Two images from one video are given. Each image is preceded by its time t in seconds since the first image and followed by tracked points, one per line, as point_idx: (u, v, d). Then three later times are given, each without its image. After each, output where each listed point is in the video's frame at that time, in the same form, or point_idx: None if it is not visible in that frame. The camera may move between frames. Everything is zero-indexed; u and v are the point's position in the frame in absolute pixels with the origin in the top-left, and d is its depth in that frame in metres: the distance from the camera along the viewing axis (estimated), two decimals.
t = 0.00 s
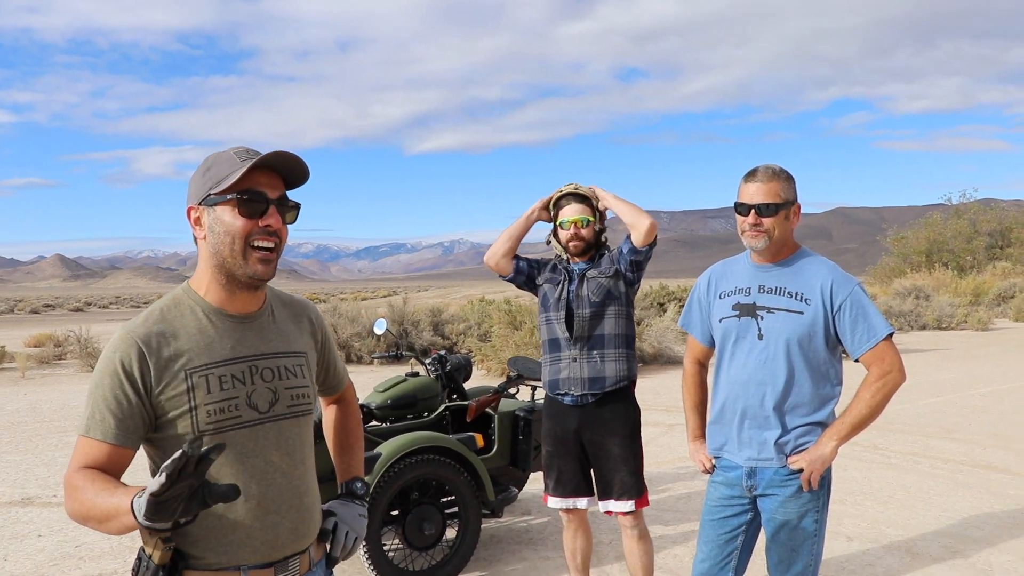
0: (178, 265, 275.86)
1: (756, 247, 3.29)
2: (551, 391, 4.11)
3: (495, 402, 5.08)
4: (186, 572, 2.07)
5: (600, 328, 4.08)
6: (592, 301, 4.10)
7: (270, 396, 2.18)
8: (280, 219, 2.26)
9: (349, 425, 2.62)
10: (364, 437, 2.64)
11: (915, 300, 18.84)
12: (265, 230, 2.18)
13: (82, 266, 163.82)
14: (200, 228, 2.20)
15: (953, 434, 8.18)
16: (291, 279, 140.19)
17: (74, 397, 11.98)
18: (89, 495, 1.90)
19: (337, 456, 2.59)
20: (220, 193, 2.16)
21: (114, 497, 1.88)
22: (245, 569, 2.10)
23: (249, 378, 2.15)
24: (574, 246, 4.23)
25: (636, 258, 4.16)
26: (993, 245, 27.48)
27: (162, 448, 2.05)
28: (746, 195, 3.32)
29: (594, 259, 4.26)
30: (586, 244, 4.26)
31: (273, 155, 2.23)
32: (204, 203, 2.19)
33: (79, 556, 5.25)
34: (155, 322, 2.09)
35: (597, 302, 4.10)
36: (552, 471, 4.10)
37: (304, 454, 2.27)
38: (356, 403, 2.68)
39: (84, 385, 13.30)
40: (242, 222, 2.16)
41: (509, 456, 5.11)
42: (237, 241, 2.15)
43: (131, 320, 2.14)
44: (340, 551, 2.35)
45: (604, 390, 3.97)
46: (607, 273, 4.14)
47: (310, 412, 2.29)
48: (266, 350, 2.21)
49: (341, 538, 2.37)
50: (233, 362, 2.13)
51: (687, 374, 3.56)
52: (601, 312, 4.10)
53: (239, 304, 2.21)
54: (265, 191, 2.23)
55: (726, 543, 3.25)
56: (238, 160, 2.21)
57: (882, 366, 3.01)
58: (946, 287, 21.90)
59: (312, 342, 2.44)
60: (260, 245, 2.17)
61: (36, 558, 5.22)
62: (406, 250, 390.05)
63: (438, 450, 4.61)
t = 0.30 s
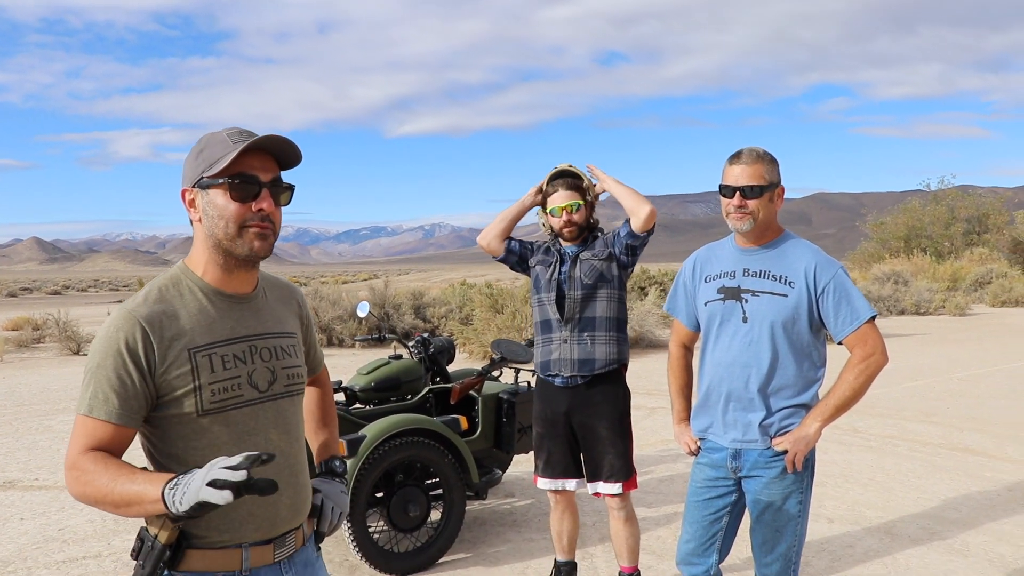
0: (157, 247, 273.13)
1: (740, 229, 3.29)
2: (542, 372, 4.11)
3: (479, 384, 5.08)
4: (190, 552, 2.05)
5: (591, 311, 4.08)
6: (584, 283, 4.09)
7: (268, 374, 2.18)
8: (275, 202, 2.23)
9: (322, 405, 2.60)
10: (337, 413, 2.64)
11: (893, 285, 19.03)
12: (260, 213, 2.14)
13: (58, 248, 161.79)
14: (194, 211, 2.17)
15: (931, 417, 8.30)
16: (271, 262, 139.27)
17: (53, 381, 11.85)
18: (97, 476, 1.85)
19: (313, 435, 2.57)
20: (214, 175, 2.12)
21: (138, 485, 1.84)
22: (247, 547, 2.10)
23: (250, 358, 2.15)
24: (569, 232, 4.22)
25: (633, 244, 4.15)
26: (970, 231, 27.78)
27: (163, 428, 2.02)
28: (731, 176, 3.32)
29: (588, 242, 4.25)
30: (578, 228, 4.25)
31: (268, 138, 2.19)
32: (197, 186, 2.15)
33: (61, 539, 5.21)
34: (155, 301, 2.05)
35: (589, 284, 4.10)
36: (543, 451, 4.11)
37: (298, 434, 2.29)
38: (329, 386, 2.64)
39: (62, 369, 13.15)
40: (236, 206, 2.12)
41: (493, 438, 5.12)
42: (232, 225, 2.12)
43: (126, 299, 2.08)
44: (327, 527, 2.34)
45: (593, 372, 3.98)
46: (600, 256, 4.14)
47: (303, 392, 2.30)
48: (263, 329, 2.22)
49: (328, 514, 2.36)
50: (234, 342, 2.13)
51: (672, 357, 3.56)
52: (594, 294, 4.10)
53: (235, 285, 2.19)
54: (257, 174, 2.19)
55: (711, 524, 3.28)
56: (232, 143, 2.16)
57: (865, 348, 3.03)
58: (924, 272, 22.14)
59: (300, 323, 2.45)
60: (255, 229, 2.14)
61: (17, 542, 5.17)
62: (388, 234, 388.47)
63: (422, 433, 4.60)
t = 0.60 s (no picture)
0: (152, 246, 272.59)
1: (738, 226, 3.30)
2: (544, 375, 4.14)
3: (478, 382, 5.08)
4: (204, 547, 2.05)
5: (592, 319, 4.07)
6: (585, 289, 4.11)
7: (282, 370, 2.19)
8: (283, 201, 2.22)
9: (328, 405, 2.60)
10: (342, 412, 2.64)
11: (889, 280, 19.06)
12: (267, 213, 2.14)
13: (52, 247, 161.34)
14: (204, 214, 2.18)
15: (927, 412, 8.31)
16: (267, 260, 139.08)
17: (49, 379, 11.82)
18: (117, 467, 1.86)
19: (321, 433, 2.58)
20: (220, 178, 2.13)
21: (162, 474, 1.84)
22: (261, 542, 2.10)
23: (264, 353, 2.16)
24: (580, 224, 4.21)
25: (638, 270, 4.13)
26: (965, 225, 27.81)
27: (180, 421, 2.03)
28: (731, 173, 3.33)
29: (595, 247, 4.22)
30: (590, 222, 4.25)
31: (270, 139, 2.18)
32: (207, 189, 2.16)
33: (61, 537, 5.21)
34: (171, 295, 2.07)
35: (590, 292, 4.11)
36: (546, 448, 4.12)
37: (309, 430, 2.30)
38: (334, 386, 2.64)
39: (58, 367, 13.12)
40: (243, 207, 2.13)
41: (492, 435, 5.12)
42: (240, 227, 2.13)
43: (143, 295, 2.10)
44: (337, 522, 2.33)
45: (590, 379, 3.99)
46: (604, 265, 4.14)
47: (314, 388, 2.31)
48: (276, 326, 2.22)
49: (338, 509, 2.35)
50: (248, 337, 2.14)
51: (673, 353, 3.57)
52: (595, 302, 4.10)
53: (247, 283, 2.19)
54: (263, 175, 2.18)
55: (712, 519, 3.29)
56: (237, 144, 2.15)
57: (864, 343, 3.04)
58: (919, 267, 22.20)
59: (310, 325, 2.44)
60: (261, 231, 2.14)
61: (18, 541, 5.17)
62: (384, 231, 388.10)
63: (422, 430, 4.61)
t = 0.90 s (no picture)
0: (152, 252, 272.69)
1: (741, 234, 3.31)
2: (548, 387, 4.16)
3: (480, 389, 5.09)
4: (204, 551, 2.07)
5: (592, 327, 4.08)
6: (586, 299, 4.13)
7: (288, 377, 2.18)
8: (269, 205, 2.19)
9: (349, 418, 2.61)
10: (366, 427, 2.64)
11: (889, 289, 19.08)
12: (251, 220, 2.14)
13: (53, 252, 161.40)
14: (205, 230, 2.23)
15: (928, 421, 8.32)
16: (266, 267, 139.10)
17: (50, 385, 11.83)
18: (119, 461, 1.90)
19: (341, 445, 2.59)
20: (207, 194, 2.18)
21: (145, 461, 1.88)
22: (261, 548, 2.11)
23: (270, 359, 2.16)
24: (586, 236, 4.23)
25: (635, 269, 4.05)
26: (965, 234, 27.84)
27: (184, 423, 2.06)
28: (736, 182, 3.34)
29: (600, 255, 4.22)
30: (598, 232, 4.25)
31: (242, 147, 2.16)
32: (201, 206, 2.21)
33: (62, 543, 5.21)
34: (180, 299, 2.10)
35: (590, 300, 4.12)
36: (548, 455, 4.13)
37: (318, 439, 2.28)
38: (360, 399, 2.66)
39: (59, 373, 13.11)
40: (228, 219, 2.15)
41: (494, 443, 5.12)
42: (228, 238, 2.16)
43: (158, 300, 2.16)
44: (348, 534, 2.33)
45: (591, 389, 3.99)
46: (604, 274, 4.14)
47: (325, 397, 2.29)
48: (285, 332, 2.22)
49: (350, 522, 2.36)
50: (254, 342, 2.15)
51: (676, 360, 3.58)
52: (595, 311, 4.10)
53: (253, 291, 2.20)
54: (244, 185, 2.19)
55: (714, 527, 3.29)
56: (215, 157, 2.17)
57: (866, 351, 3.05)
58: (919, 275, 22.21)
59: (327, 333, 2.43)
60: (248, 240, 2.15)
61: (19, 546, 5.17)
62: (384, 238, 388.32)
63: (424, 438, 4.61)
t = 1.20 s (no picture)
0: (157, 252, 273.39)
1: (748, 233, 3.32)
2: (558, 384, 4.17)
3: (487, 389, 5.10)
4: (206, 549, 2.09)
5: (598, 318, 4.08)
6: (590, 290, 4.13)
7: (292, 375, 2.18)
8: (254, 213, 2.19)
9: (372, 419, 2.62)
10: (388, 428, 2.64)
11: (895, 289, 19.04)
12: (237, 232, 2.17)
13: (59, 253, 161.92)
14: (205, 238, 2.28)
15: (935, 421, 8.29)
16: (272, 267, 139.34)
17: (56, 385, 11.87)
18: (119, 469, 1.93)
19: (360, 450, 2.59)
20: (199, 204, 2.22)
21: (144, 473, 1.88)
22: (264, 548, 2.11)
23: (272, 357, 2.16)
24: (585, 239, 4.25)
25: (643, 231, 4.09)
26: (972, 234, 27.75)
27: (189, 424, 2.08)
28: (744, 181, 3.34)
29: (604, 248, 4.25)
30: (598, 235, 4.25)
31: (222, 159, 2.16)
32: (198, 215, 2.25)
33: (71, 541, 5.23)
34: (183, 299, 2.14)
35: (595, 292, 4.12)
36: (556, 454, 4.15)
37: (325, 438, 2.26)
38: (382, 399, 2.67)
39: (65, 373, 13.16)
40: (219, 230, 2.18)
41: (501, 443, 5.13)
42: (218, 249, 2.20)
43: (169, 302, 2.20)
44: (360, 539, 2.33)
45: (601, 379, 3.99)
46: (607, 264, 4.15)
47: (332, 396, 2.28)
48: (290, 330, 2.22)
49: (363, 525, 2.36)
50: (257, 340, 2.16)
51: (683, 359, 3.59)
52: (600, 301, 4.11)
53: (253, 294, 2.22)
54: (230, 195, 2.20)
55: (721, 526, 3.29)
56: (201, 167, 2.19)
57: (873, 350, 3.05)
58: (925, 276, 22.15)
59: (339, 331, 2.43)
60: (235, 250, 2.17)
61: (28, 544, 5.20)
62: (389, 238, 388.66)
63: (431, 437, 4.63)
